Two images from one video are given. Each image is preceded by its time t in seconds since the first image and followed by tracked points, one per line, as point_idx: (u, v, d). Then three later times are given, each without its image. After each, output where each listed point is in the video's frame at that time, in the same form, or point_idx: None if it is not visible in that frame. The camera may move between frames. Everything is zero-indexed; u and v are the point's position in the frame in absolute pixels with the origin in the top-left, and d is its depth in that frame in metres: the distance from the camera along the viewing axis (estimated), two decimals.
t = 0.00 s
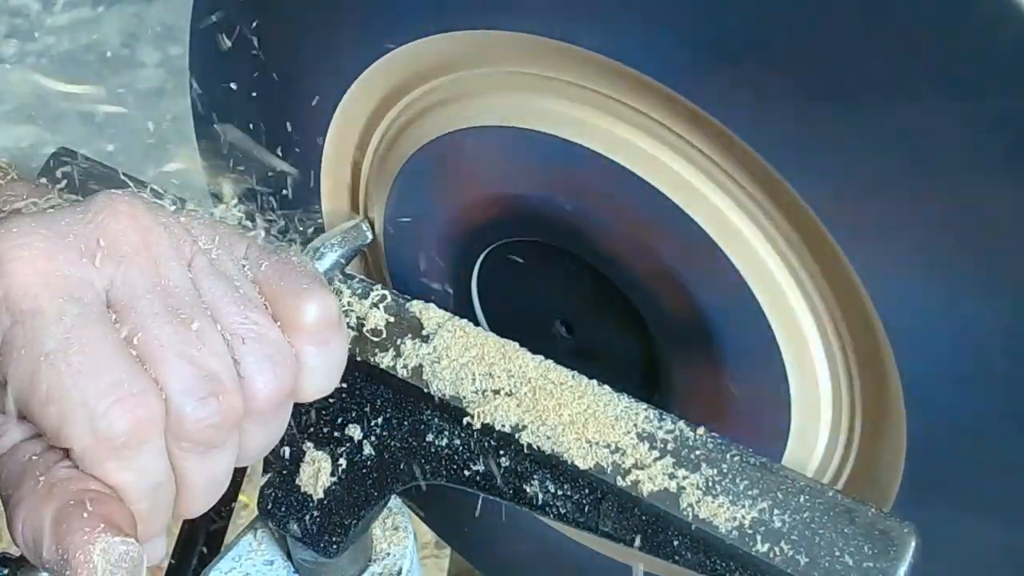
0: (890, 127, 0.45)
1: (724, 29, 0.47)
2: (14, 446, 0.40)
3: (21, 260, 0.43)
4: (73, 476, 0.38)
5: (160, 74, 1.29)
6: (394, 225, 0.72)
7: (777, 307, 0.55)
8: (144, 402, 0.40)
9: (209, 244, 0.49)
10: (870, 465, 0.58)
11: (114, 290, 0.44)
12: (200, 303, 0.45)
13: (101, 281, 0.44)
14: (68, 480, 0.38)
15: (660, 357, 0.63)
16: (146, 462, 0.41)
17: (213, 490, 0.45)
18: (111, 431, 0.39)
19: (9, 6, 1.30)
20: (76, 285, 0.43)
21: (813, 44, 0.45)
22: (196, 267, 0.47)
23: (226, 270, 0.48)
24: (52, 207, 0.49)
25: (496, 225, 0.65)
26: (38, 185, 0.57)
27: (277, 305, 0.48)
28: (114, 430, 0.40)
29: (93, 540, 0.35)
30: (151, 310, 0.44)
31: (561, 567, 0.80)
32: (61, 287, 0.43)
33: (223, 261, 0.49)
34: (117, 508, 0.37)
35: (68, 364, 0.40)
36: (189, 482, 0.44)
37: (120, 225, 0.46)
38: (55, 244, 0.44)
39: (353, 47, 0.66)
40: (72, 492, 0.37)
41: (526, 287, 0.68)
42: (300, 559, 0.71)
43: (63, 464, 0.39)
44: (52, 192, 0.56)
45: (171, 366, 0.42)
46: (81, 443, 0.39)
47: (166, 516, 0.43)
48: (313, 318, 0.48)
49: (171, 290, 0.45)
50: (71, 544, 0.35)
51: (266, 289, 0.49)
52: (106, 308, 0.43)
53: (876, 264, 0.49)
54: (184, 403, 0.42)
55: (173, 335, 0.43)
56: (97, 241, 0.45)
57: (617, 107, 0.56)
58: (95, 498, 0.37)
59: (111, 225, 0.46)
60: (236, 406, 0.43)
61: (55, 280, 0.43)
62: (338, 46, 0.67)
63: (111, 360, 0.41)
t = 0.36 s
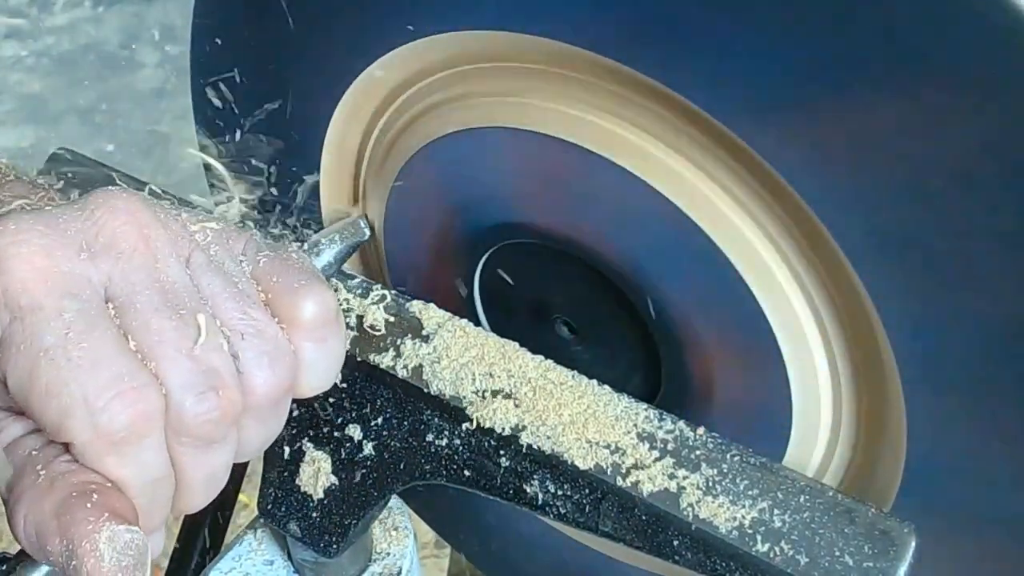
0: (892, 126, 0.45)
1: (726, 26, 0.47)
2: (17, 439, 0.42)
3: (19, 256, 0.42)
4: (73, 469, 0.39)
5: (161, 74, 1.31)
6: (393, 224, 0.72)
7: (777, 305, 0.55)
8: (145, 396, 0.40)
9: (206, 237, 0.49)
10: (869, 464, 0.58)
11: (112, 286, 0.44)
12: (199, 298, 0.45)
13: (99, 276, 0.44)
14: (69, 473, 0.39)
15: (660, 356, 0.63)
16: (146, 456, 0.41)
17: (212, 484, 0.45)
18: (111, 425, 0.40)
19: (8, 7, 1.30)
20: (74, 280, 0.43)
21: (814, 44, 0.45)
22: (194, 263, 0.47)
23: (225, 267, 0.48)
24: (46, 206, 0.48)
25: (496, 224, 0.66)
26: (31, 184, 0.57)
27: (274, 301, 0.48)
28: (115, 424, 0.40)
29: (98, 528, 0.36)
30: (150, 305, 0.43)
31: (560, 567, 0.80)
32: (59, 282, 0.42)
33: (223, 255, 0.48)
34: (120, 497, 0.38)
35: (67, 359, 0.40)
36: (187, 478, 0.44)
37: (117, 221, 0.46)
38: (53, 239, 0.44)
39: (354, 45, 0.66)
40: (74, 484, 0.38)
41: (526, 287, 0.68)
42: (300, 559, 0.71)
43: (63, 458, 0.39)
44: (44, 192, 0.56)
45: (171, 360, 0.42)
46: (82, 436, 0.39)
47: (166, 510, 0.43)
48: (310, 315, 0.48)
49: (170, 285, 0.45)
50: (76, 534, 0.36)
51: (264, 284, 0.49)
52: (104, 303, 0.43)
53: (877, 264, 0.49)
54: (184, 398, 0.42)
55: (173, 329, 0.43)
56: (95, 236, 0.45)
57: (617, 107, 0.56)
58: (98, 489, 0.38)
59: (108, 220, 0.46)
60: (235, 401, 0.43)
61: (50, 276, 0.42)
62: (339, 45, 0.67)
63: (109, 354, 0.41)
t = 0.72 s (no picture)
0: (894, 127, 0.44)
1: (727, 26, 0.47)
2: (14, 434, 0.42)
3: (20, 254, 0.42)
4: (73, 461, 0.39)
5: (161, 74, 1.31)
6: (393, 225, 0.72)
7: (775, 306, 0.55)
8: (141, 389, 0.40)
9: (203, 233, 0.49)
10: (868, 462, 0.58)
11: (110, 278, 0.44)
12: (195, 291, 0.45)
13: (97, 270, 0.44)
14: (68, 465, 0.39)
15: (661, 356, 0.63)
16: (145, 448, 0.41)
17: (211, 476, 0.45)
18: (109, 418, 0.39)
19: (9, 7, 1.31)
20: (73, 272, 0.43)
21: (814, 43, 0.45)
22: (192, 259, 0.47)
23: (223, 263, 0.48)
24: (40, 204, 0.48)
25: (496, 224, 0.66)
26: (33, 184, 0.57)
27: (271, 294, 0.48)
28: (113, 416, 0.39)
29: (97, 519, 0.36)
30: (148, 298, 0.43)
31: (561, 567, 0.80)
32: (57, 274, 0.42)
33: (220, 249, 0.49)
34: (118, 489, 0.38)
35: (66, 351, 0.40)
36: (186, 469, 0.44)
37: (116, 216, 0.46)
38: (52, 231, 0.44)
39: (354, 46, 0.66)
40: (72, 476, 0.38)
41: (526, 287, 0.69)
42: (300, 559, 0.71)
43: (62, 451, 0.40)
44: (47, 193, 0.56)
45: (169, 352, 0.42)
46: (81, 428, 0.39)
47: (166, 501, 0.43)
48: (307, 308, 0.48)
49: (168, 277, 0.45)
50: (76, 525, 0.36)
51: (261, 278, 0.49)
52: (102, 296, 0.43)
53: (876, 262, 0.49)
54: (183, 389, 0.42)
55: (171, 321, 0.43)
56: (93, 228, 0.45)
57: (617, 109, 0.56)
58: (97, 481, 0.38)
59: (104, 216, 0.46)
60: (233, 393, 0.43)
61: (49, 273, 0.42)
62: (339, 45, 0.66)
63: (107, 346, 0.40)
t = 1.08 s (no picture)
0: (891, 130, 0.44)
1: (724, 30, 0.47)
2: (5, 473, 0.41)
3: (23, 278, 0.43)
4: (57, 507, 0.39)
5: (161, 74, 1.31)
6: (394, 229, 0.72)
7: (776, 308, 0.55)
8: (130, 436, 0.40)
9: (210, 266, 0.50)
10: (869, 462, 0.58)
11: (111, 315, 0.43)
12: (196, 330, 0.45)
13: (99, 306, 0.43)
14: (51, 511, 0.38)
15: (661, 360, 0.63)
16: (132, 496, 0.40)
17: (201, 524, 0.45)
18: (95, 464, 0.39)
19: (9, 8, 1.33)
20: (76, 309, 0.43)
21: (813, 47, 0.45)
22: (197, 295, 0.47)
23: (229, 299, 0.48)
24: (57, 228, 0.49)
25: (497, 225, 0.66)
26: (49, 198, 0.58)
27: (276, 329, 0.48)
28: (99, 463, 0.39)
29: None
30: (148, 339, 0.43)
31: (561, 567, 0.80)
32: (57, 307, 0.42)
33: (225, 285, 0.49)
34: (95, 547, 0.37)
35: (57, 392, 0.40)
36: (176, 517, 0.43)
37: (120, 248, 0.46)
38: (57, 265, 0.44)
39: (353, 48, 0.66)
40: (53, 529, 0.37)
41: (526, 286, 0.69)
42: (300, 559, 0.71)
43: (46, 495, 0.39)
44: (67, 206, 0.57)
45: (160, 398, 0.42)
46: (64, 473, 0.39)
47: (157, 547, 0.43)
48: (312, 341, 0.48)
49: (169, 317, 0.45)
50: None
51: (265, 312, 0.49)
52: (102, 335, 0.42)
53: (876, 263, 0.49)
54: (171, 437, 0.42)
55: (166, 364, 0.43)
56: (98, 264, 0.45)
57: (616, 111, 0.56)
58: (76, 534, 0.37)
59: (111, 248, 0.46)
60: (225, 442, 0.43)
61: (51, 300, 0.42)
62: (337, 48, 0.66)
63: (100, 387, 0.40)
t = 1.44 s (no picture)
0: (893, 130, 0.44)
1: (727, 30, 0.47)
2: (11, 470, 0.41)
3: (33, 279, 0.43)
4: (65, 504, 0.38)
5: (160, 74, 1.31)
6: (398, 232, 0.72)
7: (779, 309, 0.55)
8: (140, 435, 0.40)
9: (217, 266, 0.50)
10: (868, 463, 0.58)
11: (122, 314, 0.44)
12: (206, 331, 0.45)
13: (110, 307, 0.43)
14: (60, 508, 0.38)
15: (661, 360, 0.63)
16: (140, 495, 0.40)
17: (208, 524, 0.44)
18: (104, 463, 0.39)
19: (9, 7, 1.31)
20: (87, 308, 0.43)
21: (816, 46, 0.44)
22: (207, 296, 0.47)
23: (237, 299, 0.48)
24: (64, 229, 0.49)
25: (497, 227, 0.66)
26: (55, 198, 0.58)
27: (281, 330, 0.48)
28: (108, 463, 0.39)
29: None
30: (159, 340, 0.43)
31: (561, 567, 0.80)
32: (65, 306, 0.42)
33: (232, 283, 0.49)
34: (104, 543, 0.37)
35: (67, 390, 0.40)
36: (185, 516, 0.43)
37: (130, 248, 0.46)
38: (67, 263, 0.44)
39: (355, 49, 0.66)
40: (62, 522, 0.37)
41: (527, 287, 0.69)
42: (300, 559, 0.71)
43: (55, 491, 0.39)
44: (70, 207, 0.57)
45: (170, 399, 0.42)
46: (73, 472, 0.39)
47: (163, 545, 0.43)
48: (318, 339, 0.48)
49: (178, 318, 0.45)
50: None
51: (271, 312, 0.49)
52: (112, 334, 0.43)
53: (877, 264, 0.49)
54: (182, 437, 0.42)
55: (175, 365, 0.43)
56: (109, 262, 0.45)
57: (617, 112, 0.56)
58: (85, 531, 0.37)
59: (120, 247, 0.46)
60: (234, 443, 0.43)
61: (59, 299, 0.42)
62: (339, 48, 0.66)
63: (109, 387, 0.40)
